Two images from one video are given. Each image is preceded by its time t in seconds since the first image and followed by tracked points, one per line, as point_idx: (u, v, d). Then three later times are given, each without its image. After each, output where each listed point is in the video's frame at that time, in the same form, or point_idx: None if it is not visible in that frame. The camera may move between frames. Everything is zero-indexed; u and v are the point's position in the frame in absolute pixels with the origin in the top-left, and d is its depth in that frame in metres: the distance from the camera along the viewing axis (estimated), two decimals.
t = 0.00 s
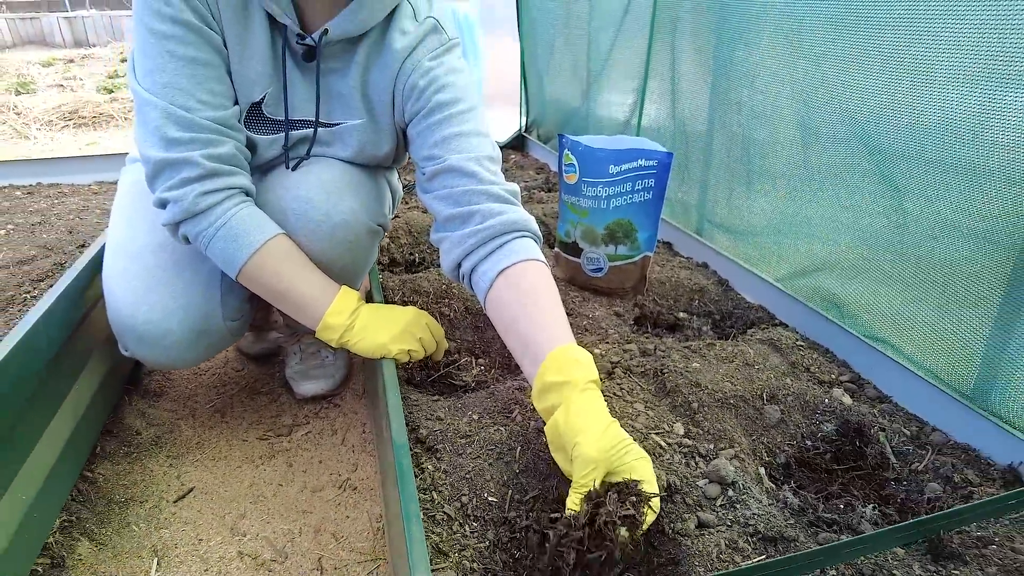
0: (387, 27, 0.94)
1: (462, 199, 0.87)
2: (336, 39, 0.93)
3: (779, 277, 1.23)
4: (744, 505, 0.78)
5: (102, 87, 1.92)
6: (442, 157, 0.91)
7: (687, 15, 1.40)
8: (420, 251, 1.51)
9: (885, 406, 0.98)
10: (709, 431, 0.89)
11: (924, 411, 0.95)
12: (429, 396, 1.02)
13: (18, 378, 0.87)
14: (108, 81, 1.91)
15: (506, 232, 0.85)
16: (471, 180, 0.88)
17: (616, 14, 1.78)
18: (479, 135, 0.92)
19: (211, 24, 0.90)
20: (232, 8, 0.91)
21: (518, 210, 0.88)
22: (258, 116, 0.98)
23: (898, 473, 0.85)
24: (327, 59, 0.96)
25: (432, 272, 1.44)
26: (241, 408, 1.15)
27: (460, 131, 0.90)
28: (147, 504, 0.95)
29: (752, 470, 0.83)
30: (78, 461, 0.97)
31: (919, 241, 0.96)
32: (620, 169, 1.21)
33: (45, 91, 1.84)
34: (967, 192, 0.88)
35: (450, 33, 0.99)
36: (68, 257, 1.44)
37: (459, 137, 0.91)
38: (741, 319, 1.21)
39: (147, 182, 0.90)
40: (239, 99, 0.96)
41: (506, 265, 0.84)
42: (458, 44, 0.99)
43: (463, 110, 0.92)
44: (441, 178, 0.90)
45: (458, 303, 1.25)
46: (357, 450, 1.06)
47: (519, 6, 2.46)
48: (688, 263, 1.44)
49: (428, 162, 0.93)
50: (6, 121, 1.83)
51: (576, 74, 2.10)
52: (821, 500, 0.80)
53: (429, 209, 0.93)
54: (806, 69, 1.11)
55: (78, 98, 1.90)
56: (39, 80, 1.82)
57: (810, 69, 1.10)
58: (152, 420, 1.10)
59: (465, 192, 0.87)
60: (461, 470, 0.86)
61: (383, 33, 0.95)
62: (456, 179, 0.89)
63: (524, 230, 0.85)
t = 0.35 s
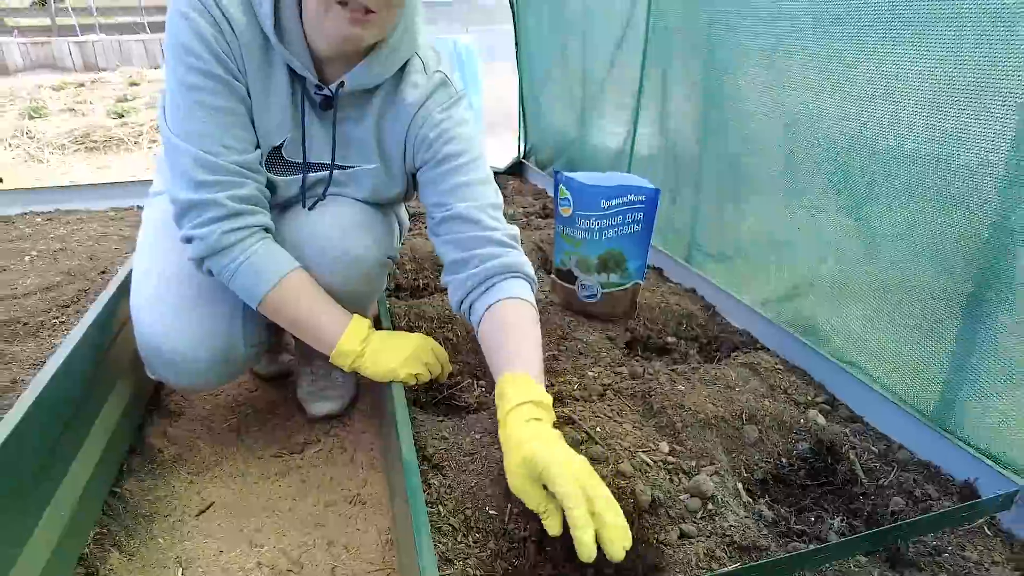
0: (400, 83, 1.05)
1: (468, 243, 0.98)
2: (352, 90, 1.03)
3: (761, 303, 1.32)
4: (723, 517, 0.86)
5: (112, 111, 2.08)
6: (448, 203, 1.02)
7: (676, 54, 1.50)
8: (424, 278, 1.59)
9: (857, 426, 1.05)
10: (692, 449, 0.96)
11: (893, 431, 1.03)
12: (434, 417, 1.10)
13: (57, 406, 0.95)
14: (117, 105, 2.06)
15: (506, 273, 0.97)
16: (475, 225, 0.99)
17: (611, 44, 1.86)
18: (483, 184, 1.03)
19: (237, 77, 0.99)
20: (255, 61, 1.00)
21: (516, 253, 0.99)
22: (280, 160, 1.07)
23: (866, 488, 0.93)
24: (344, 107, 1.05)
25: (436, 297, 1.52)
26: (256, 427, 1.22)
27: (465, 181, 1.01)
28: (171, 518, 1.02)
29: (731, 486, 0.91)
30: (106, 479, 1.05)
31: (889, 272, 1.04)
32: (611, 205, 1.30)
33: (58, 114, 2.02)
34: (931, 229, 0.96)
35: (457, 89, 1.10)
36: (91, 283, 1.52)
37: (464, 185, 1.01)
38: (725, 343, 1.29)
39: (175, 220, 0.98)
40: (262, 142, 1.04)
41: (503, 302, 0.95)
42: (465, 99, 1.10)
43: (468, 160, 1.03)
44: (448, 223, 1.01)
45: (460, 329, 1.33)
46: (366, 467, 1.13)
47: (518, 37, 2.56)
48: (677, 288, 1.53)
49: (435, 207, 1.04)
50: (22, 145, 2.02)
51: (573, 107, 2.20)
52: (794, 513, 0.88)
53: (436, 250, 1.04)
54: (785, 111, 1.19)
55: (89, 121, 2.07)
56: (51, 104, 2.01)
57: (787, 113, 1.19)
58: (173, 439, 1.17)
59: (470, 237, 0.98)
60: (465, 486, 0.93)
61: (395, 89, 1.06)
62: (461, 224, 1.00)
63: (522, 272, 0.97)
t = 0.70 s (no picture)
0: (400, 130, 1.12)
1: (459, 282, 1.03)
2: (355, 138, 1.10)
3: (750, 344, 1.37)
4: (711, 556, 0.90)
5: (121, 148, 2.50)
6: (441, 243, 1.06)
7: (671, 104, 1.59)
8: (428, 318, 1.65)
9: (841, 465, 1.10)
10: (683, 490, 1.01)
11: (875, 471, 1.08)
12: (437, 457, 1.15)
13: (77, 447, 1.00)
14: (127, 143, 2.50)
15: (494, 311, 1.02)
16: (466, 264, 1.03)
17: (607, 92, 1.96)
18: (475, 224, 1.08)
19: (251, 129, 1.06)
20: (265, 115, 1.08)
21: (504, 290, 1.04)
22: (291, 206, 1.14)
23: (849, 527, 0.97)
24: (349, 154, 1.13)
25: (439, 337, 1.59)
26: (264, 464, 1.26)
27: (459, 220, 1.06)
28: (182, 554, 1.06)
29: (719, 525, 0.96)
30: (121, 518, 1.08)
31: (866, 319, 1.09)
32: (606, 251, 1.37)
33: (70, 149, 2.41)
34: (904, 279, 1.02)
35: (454, 136, 1.17)
36: (106, 322, 1.58)
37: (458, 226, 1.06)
38: (716, 384, 1.34)
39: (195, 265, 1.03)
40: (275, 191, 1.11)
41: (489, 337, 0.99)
42: (461, 145, 1.17)
43: (463, 201, 1.09)
44: (441, 261, 1.05)
45: (462, 369, 1.38)
46: (371, 505, 1.17)
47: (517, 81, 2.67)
48: (671, 328, 1.59)
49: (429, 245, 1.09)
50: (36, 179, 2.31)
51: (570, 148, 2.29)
52: (780, 552, 0.92)
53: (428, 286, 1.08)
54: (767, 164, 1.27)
55: (104, 160, 2.46)
56: (62, 139, 2.39)
57: (769, 166, 1.27)
58: (185, 476, 1.21)
59: (462, 275, 1.03)
60: (466, 527, 0.97)
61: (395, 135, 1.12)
62: (452, 260, 1.04)
63: (508, 308, 1.02)
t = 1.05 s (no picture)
0: (372, 108, 1.25)
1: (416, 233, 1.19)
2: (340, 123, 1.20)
3: (737, 380, 1.42)
4: None
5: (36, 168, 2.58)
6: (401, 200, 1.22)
7: (657, 149, 1.67)
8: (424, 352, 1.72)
9: (822, 497, 1.14)
10: (668, 522, 1.05)
11: (855, 504, 1.11)
12: (434, 490, 1.20)
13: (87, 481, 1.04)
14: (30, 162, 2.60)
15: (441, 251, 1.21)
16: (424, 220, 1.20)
17: (597, 135, 2.04)
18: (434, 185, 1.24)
19: (234, 159, 1.12)
20: (250, 139, 1.15)
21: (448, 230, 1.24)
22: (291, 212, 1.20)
23: (829, 558, 1.01)
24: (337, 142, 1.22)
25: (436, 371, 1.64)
26: (266, 496, 1.30)
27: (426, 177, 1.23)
28: None
29: (703, 557, 1.00)
30: (128, 549, 1.12)
31: (844, 358, 1.15)
32: (595, 289, 1.42)
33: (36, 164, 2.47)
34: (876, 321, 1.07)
35: (416, 106, 1.32)
36: (115, 356, 1.64)
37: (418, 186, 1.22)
38: (704, 418, 1.39)
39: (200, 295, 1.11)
40: (269, 209, 1.18)
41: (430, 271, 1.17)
42: (424, 116, 1.31)
43: (429, 159, 1.25)
44: (400, 214, 1.21)
45: (458, 403, 1.43)
46: (369, 536, 1.20)
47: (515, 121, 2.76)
48: (662, 362, 1.65)
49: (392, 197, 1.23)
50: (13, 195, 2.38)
51: (565, 187, 2.38)
52: None
53: (387, 229, 1.24)
54: (749, 209, 1.33)
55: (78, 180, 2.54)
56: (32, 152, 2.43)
57: (749, 210, 1.34)
58: (189, 508, 1.25)
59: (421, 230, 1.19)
60: (459, 557, 0.99)
61: (368, 112, 1.24)
62: (417, 212, 1.20)
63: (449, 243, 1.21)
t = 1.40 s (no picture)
0: (351, 128, 1.33)
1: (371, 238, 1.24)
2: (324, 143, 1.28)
3: (724, 417, 1.49)
4: None
5: None
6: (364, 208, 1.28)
7: (644, 196, 1.76)
8: (423, 389, 1.79)
9: (804, 530, 1.20)
10: (656, 554, 1.11)
11: (835, 538, 1.17)
12: (434, 523, 1.26)
13: (106, 514, 1.10)
14: None
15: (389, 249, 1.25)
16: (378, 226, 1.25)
17: (587, 182, 2.13)
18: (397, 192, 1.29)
19: (218, 171, 1.20)
20: (238, 156, 1.24)
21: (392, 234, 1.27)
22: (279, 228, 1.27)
23: None
24: (320, 163, 1.29)
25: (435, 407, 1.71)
26: (272, 529, 1.34)
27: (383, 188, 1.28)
28: None
29: None
30: None
31: (820, 398, 1.21)
32: (589, 329, 1.47)
33: None
34: (845, 365, 1.14)
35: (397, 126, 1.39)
36: (127, 392, 1.70)
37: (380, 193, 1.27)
38: (694, 453, 1.46)
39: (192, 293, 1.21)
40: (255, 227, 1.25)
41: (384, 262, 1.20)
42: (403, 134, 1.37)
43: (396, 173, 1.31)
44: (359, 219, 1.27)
45: (456, 439, 1.49)
46: (371, 568, 1.25)
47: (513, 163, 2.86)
48: (654, 399, 1.72)
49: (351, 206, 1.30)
50: None
51: (561, 228, 2.47)
52: None
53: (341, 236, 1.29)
54: (730, 255, 1.41)
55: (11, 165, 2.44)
56: None
57: (730, 256, 1.41)
58: (198, 540, 1.29)
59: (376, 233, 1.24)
60: None
61: (348, 133, 1.32)
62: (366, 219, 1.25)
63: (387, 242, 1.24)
